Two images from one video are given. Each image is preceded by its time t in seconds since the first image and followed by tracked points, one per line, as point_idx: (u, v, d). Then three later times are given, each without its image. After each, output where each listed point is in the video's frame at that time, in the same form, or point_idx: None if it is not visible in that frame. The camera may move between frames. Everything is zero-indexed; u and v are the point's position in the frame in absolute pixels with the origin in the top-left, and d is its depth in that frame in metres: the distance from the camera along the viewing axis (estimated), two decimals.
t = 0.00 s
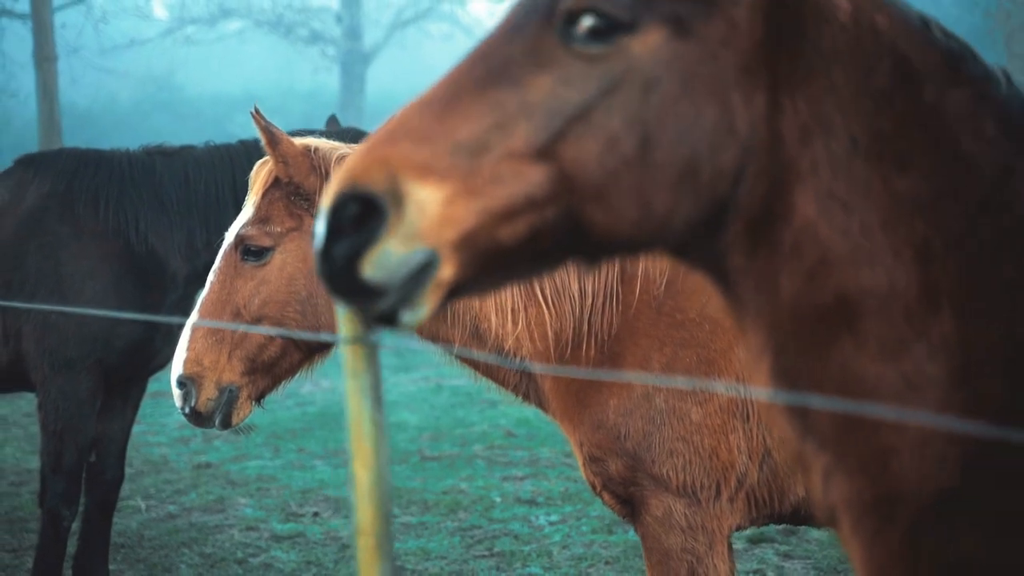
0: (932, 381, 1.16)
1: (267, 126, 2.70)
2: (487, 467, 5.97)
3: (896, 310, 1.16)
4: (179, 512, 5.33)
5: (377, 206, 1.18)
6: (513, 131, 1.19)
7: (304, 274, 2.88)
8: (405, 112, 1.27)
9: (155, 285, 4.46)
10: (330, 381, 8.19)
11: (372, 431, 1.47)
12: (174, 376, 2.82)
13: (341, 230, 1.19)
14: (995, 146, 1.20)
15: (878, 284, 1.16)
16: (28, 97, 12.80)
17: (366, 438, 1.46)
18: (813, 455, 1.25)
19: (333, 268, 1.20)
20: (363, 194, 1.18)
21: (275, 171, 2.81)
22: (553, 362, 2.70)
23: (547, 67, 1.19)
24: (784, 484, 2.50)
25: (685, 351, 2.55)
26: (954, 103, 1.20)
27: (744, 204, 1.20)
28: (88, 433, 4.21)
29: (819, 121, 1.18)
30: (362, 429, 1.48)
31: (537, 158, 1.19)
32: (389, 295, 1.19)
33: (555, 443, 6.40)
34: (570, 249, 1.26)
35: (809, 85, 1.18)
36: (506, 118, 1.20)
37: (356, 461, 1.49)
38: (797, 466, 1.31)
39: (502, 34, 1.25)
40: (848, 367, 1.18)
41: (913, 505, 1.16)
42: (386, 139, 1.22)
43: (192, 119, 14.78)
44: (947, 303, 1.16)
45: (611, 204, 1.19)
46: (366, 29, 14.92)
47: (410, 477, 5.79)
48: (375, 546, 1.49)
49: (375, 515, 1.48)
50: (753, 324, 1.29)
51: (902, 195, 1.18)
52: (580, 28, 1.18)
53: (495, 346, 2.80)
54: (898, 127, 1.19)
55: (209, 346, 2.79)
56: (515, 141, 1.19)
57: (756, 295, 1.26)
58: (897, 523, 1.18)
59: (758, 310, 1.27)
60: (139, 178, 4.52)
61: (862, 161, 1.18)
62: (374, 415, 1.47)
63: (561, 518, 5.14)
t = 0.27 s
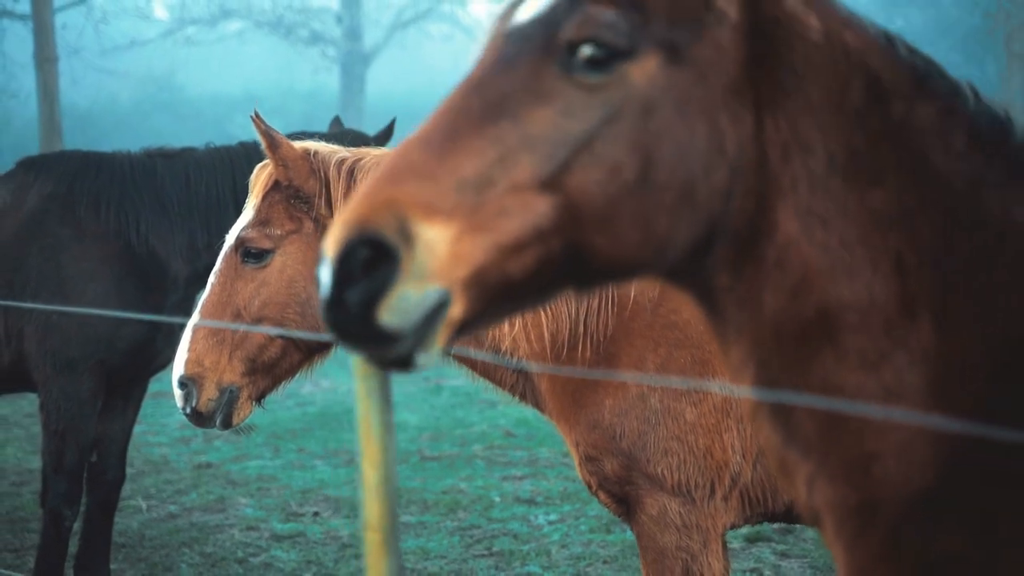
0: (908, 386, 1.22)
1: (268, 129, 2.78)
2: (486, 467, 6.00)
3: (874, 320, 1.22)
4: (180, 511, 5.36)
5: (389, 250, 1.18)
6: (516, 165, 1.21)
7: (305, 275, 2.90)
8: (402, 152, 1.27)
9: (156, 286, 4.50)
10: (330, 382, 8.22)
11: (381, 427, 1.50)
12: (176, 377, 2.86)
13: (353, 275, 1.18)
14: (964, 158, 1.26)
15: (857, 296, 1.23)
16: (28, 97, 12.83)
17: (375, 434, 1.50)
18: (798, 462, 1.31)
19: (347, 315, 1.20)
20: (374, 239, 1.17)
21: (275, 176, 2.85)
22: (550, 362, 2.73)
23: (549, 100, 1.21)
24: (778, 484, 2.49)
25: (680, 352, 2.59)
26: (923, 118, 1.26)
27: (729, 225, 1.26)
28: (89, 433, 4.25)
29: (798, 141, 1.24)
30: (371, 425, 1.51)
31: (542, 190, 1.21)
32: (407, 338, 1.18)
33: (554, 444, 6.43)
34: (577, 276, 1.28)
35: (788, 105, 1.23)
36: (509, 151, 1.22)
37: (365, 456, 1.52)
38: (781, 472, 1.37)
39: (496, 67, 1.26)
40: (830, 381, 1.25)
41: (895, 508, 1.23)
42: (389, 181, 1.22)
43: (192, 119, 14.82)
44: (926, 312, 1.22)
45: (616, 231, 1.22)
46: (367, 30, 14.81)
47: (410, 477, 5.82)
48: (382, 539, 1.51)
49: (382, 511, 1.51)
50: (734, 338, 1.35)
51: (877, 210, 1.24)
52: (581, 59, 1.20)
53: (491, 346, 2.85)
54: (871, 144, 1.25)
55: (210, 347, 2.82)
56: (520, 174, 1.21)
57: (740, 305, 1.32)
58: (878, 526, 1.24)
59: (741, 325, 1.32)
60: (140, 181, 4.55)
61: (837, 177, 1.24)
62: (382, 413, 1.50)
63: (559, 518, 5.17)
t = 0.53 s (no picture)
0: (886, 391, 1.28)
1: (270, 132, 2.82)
2: (485, 466, 6.05)
3: (854, 327, 1.29)
4: (181, 510, 5.41)
5: (416, 299, 1.18)
6: (529, 202, 1.22)
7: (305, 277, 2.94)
8: (413, 197, 1.27)
9: (158, 287, 4.54)
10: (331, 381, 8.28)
11: (380, 425, 1.55)
12: (179, 376, 2.90)
13: (382, 325, 1.18)
14: (935, 167, 1.34)
15: (836, 304, 1.29)
16: (29, 97, 12.90)
17: (375, 433, 1.54)
18: (782, 464, 1.36)
19: (378, 364, 1.20)
20: (399, 289, 1.17)
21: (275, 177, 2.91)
22: (547, 362, 2.78)
23: (556, 134, 1.22)
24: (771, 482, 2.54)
25: (674, 352, 2.62)
26: (892, 129, 1.34)
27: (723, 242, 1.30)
28: (92, 432, 4.29)
29: (780, 157, 1.31)
30: (370, 423, 1.56)
31: (553, 225, 1.22)
32: (441, 383, 1.19)
33: (553, 443, 6.49)
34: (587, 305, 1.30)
35: (768, 122, 1.30)
36: (520, 188, 1.22)
37: (365, 453, 1.57)
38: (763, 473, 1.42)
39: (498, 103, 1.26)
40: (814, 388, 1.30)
41: (875, 507, 1.29)
42: (407, 228, 1.22)
43: (192, 119, 14.89)
44: (902, 319, 1.29)
45: (625, 259, 1.23)
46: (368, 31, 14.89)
47: (409, 476, 5.87)
48: (381, 533, 1.57)
49: (382, 506, 1.56)
50: (718, 348, 1.40)
51: (857, 221, 1.30)
52: (586, 93, 1.23)
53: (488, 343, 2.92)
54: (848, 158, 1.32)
55: (212, 346, 2.86)
56: (533, 211, 1.22)
57: (724, 323, 1.37)
58: (857, 525, 1.30)
59: (729, 336, 1.37)
60: (142, 183, 4.59)
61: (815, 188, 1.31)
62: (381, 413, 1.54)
63: (557, 516, 5.22)
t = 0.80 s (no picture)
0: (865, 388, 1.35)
1: (273, 131, 2.88)
2: (485, 464, 6.10)
3: (837, 328, 1.35)
4: (183, 507, 5.46)
5: (474, 333, 1.22)
6: (563, 227, 1.26)
7: (306, 275, 2.98)
8: (449, 227, 1.30)
9: (160, 286, 4.59)
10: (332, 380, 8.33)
11: (375, 418, 1.58)
12: (182, 372, 2.94)
13: (442, 360, 1.22)
14: (911, 171, 1.39)
15: (821, 307, 1.35)
16: (31, 98, 12.96)
17: (370, 426, 1.58)
18: (768, 462, 1.42)
19: (438, 397, 1.24)
20: (458, 324, 1.22)
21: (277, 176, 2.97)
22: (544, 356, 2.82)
23: (583, 158, 1.26)
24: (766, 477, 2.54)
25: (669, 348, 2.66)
26: (868, 136, 1.40)
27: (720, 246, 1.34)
28: (96, 429, 4.33)
29: (768, 166, 1.36)
30: (366, 416, 1.59)
31: (585, 246, 1.27)
32: (497, 411, 1.25)
33: (552, 441, 6.54)
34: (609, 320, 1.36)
35: (755, 132, 1.35)
36: (553, 212, 1.27)
37: (362, 444, 1.60)
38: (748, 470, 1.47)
39: (522, 128, 1.29)
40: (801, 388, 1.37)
41: (856, 498, 1.35)
42: (454, 260, 1.25)
43: (193, 119, 14.95)
44: (884, 320, 1.34)
45: (643, 275, 1.30)
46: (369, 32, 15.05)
47: (409, 473, 5.92)
48: (378, 522, 1.61)
49: (379, 496, 1.60)
50: (707, 351, 1.43)
51: (838, 226, 1.36)
52: (610, 115, 1.27)
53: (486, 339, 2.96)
54: (831, 165, 1.37)
55: (215, 343, 2.91)
56: (566, 237, 1.26)
57: (716, 333, 1.41)
58: (838, 516, 1.36)
59: (720, 340, 1.41)
60: (146, 183, 4.64)
61: (797, 195, 1.36)
62: (376, 405, 1.58)
63: (556, 512, 5.27)
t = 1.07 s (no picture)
0: (850, 382, 1.37)
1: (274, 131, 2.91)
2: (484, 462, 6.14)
3: (824, 327, 1.37)
4: (184, 504, 5.50)
5: (508, 343, 1.21)
6: (581, 234, 1.26)
7: (307, 272, 3.01)
8: (470, 237, 1.27)
9: (162, 284, 4.63)
10: (332, 378, 8.38)
11: (368, 410, 1.62)
12: (184, 368, 2.98)
13: (476, 372, 1.20)
14: (894, 173, 1.42)
15: (807, 305, 1.37)
16: (33, 98, 13.03)
17: (363, 418, 1.62)
18: (755, 458, 1.44)
19: (472, 410, 1.21)
20: (493, 335, 1.20)
21: (278, 175, 3.00)
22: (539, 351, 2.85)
23: (599, 165, 1.26)
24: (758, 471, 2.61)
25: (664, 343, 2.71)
26: (850, 138, 1.43)
27: (715, 245, 1.35)
28: (98, 426, 4.37)
29: (760, 170, 1.38)
30: (359, 408, 1.63)
31: (601, 254, 1.27)
32: (527, 421, 1.24)
33: (550, 439, 6.58)
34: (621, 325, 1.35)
35: (746, 135, 1.37)
36: (571, 219, 1.26)
37: (355, 436, 1.65)
38: (734, 467, 1.49)
39: (537, 136, 1.28)
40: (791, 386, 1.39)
41: (841, 489, 1.37)
42: (478, 272, 1.24)
43: (194, 119, 15.02)
44: (867, 318, 1.36)
45: (653, 281, 1.30)
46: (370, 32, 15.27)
47: (409, 471, 5.96)
48: (371, 512, 1.66)
49: (371, 486, 1.65)
50: (698, 353, 1.44)
51: (825, 228, 1.38)
52: (624, 122, 1.26)
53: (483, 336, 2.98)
54: (817, 168, 1.40)
55: (217, 339, 2.96)
56: (584, 244, 1.26)
57: (709, 337, 1.42)
58: (822, 508, 1.39)
59: (712, 341, 1.42)
60: (148, 183, 4.68)
61: (783, 198, 1.38)
62: (369, 396, 1.62)
63: (555, 509, 5.31)
